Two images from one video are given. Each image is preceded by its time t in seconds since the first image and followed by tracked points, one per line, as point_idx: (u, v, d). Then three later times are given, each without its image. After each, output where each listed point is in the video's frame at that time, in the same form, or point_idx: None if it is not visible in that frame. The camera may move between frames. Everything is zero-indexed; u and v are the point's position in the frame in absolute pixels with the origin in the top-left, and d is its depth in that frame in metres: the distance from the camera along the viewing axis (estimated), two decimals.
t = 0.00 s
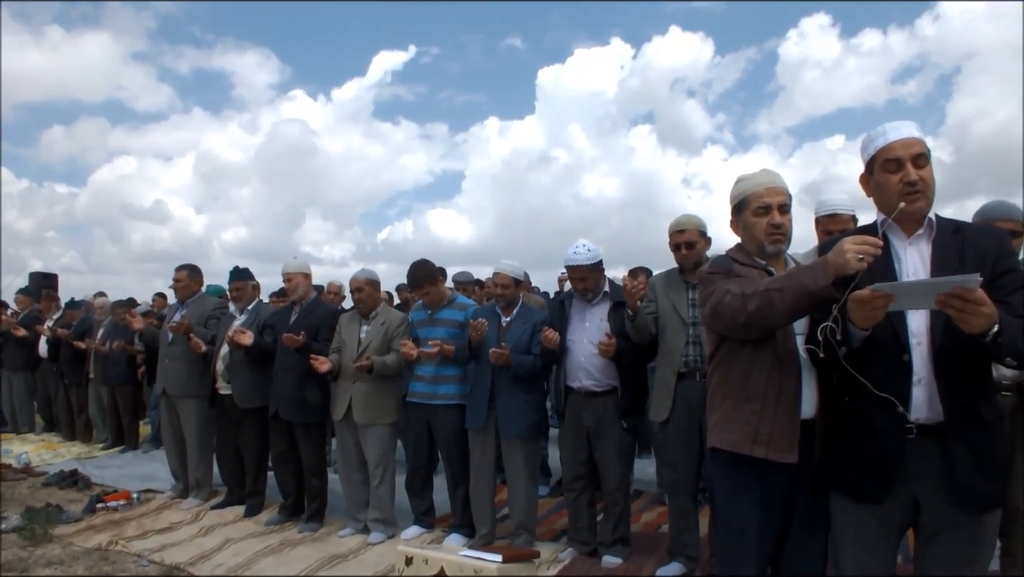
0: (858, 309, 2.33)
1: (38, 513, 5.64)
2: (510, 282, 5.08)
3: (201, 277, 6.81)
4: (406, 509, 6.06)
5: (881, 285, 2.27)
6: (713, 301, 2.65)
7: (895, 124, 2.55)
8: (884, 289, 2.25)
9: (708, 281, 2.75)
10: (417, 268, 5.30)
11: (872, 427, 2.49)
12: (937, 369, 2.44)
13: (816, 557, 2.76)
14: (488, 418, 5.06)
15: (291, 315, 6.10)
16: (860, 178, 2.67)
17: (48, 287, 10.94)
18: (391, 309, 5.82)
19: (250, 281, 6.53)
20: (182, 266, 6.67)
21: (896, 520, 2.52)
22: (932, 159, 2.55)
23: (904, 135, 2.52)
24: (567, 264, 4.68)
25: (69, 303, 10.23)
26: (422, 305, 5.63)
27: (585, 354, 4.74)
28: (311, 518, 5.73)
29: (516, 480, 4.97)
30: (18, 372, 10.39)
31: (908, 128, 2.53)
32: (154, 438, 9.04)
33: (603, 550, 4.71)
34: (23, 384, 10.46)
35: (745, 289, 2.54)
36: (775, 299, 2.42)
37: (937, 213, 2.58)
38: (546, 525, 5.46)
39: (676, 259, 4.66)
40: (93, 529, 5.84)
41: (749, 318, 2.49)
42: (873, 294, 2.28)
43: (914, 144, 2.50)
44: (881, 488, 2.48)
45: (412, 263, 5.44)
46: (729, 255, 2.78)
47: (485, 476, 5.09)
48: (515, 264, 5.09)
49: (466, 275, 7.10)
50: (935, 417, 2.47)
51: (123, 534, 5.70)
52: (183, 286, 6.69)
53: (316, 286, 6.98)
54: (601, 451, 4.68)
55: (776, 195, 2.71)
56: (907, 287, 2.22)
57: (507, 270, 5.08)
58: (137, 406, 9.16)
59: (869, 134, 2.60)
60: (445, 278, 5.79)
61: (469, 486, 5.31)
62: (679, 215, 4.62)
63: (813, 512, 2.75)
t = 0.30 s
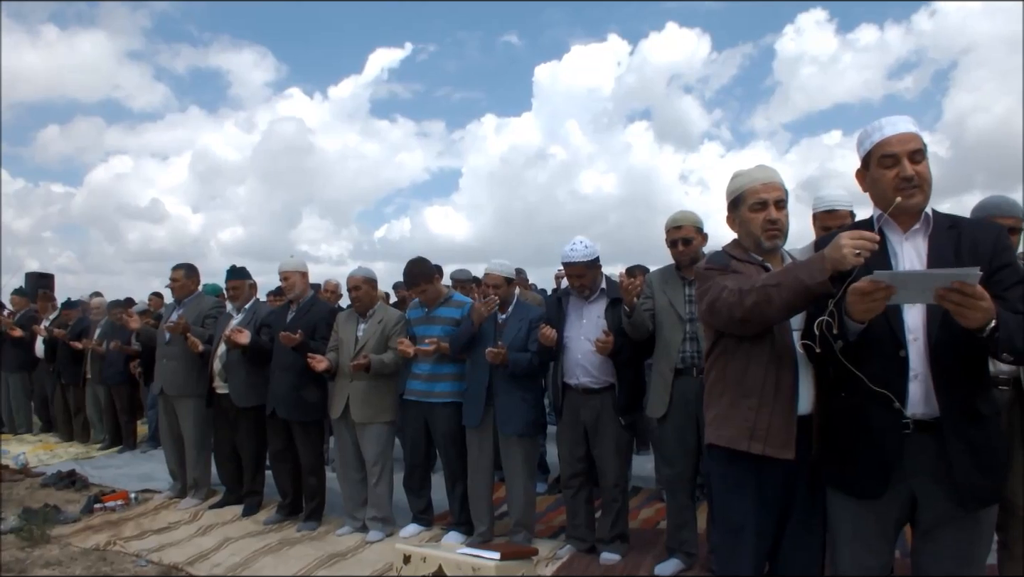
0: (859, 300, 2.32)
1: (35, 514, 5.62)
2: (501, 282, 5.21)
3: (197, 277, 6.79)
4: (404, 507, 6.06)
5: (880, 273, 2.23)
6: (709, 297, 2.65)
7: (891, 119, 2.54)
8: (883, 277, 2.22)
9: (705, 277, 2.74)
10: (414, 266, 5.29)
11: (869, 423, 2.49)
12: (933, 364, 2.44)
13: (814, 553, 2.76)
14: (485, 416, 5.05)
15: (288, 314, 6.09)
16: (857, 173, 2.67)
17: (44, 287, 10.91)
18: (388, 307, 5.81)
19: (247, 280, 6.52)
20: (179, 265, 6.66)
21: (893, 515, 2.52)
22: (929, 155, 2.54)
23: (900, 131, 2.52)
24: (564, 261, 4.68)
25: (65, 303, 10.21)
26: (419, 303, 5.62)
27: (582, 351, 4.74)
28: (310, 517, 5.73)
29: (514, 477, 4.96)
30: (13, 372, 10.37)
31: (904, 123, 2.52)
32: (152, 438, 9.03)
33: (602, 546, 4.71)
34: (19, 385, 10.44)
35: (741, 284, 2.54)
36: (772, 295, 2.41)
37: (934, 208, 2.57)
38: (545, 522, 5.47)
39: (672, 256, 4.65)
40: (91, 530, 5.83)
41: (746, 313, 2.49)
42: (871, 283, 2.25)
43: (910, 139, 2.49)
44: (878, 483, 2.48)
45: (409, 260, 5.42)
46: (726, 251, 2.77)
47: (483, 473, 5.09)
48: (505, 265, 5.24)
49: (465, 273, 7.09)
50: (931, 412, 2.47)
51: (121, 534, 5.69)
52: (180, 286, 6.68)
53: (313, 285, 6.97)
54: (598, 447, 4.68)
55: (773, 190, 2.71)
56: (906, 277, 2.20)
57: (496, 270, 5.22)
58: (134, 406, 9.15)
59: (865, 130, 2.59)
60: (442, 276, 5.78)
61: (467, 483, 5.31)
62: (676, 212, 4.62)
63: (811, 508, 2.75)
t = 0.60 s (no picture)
0: (851, 292, 2.30)
1: (26, 517, 5.61)
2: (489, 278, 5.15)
3: (190, 274, 6.77)
4: (399, 503, 6.06)
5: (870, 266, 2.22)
6: (702, 291, 2.64)
7: (883, 111, 2.54)
8: (873, 269, 2.21)
9: (697, 270, 2.73)
10: (407, 261, 5.28)
11: (860, 414, 2.49)
12: (924, 355, 2.44)
13: (808, 544, 2.76)
14: (480, 411, 5.05)
15: (282, 310, 6.07)
16: (849, 165, 2.66)
17: (35, 286, 10.87)
18: (382, 303, 5.80)
19: (240, 276, 6.50)
20: (172, 262, 6.64)
21: (885, 505, 2.52)
22: (921, 147, 2.53)
23: (892, 122, 2.51)
24: (558, 255, 4.67)
25: (56, 302, 10.19)
26: (412, 298, 5.61)
27: (576, 345, 4.73)
28: (305, 514, 5.73)
29: (509, 473, 4.97)
30: (4, 372, 10.33)
31: (896, 115, 2.52)
32: (145, 437, 9.01)
33: (597, 540, 4.71)
34: (10, 385, 10.41)
35: (734, 278, 2.53)
36: (764, 288, 2.40)
37: (925, 200, 2.57)
38: (540, 516, 5.47)
39: (666, 249, 4.65)
40: (83, 531, 5.82)
41: (738, 307, 2.48)
42: (861, 275, 2.24)
43: (902, 131, 2.49)
44: (869, 474, 2.48)
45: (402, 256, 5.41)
46: (718, 244, 2.76)
47: (478, 469, 5.09)
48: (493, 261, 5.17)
49: (459, 268, 7.08)
50: (923, 403, 2.47)
51: (114, 535, 5.68)
52: (173, 283, 6.66)
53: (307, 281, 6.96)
54: (593, 442, 4.68)
55: (765, 182, 2.70)
56: (896, 270, 2.19)
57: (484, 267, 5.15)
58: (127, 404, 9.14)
59: (857, 121, 2.59)
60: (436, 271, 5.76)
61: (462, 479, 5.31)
62: (669, 205, 4.61)
63: (803, 499, 2.75)
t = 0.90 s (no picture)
0: (809, 283, 2.33)
1: None
2: (450, 278, 5.01)
3: (152, 272, 6.63)
4: (365, 501, 6.02)
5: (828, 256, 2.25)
6: (663, 286, 2.65)
7: (839, 107, 2.57)
8: (832, 259, 2.23)
9: (658, 265, 2.75)
10: (370, 257, 5.23)
11: (818, 404, 2.53)
12: (880, 346, 2.49)
13: (770, 533, 2.80)
14: (445, 408, 5.03)
15: (243, 308, 5.97)
16: (807, 159, 2.69)
17: None
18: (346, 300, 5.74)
19: (201, 274, 6.38)
20: (132, 260, 6.50)
21: (844, 494, 2.57)
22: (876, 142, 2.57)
23: (848, 118, 2.55)
24: (521, 251, 4.67)
25: (9, 302, 9.91)
26: (376, 295, 5.56)
27: (541, 341, 4.74)
28: (269, 514, 5.66)
29: (475, 469, 4.96)
30: None
31: (852, 110, 2.55)
32: (104, 439, 8.82)
33: (563, 535, 4.73)
34: None
35: (694, 272, 2.55)
36: (724, 282, 2.42)
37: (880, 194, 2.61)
38: (507, 512, 5.47)
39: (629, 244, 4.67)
40: (39, 537, 5.67)
41: (698, 301, 2.50)
42: (820, 266, 2.27)
43: (858, 126, 2.53)
44: (827, 464, 2.52)
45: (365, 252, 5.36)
46: (679, 239, 2.78)
47: (443, 466, 5.07)
48: (452, 259, 5.00)
49: (424, 264, 7.04)
50: (879, 393, 2.51)
51: (71, 540, 5.55)
52: (133, 282, 6.52)
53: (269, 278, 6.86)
54: (558, 437, 4.69)
55: (724, 177, 2.72)
56: (854, 260, 2.22)
57: (444, 267, 5.00)
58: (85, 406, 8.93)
59: (814, 117, 2.62)
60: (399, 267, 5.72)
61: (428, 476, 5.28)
62: (632, 201, 4.63)
63: (764, 489, 2.78)
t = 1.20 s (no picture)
0: (778, 280, 2.33)
1: None
2: (415, 278, 4.99)
3: (116, 272, 6.49)
4: (335, 502, 5.95)
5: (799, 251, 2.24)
6: (631, 283, 2.64)
7: (805, 104, 2.58)
8: (804, 255, 2.22)
9: (626, 262, 2.74)
10: (338, 256, 5.16)
11: (784, 400, 2.54)
12: (845, 341, 2.50)
13: (738, 529, 2.81)
14: (415, 407, 4.98)
15: (208, 308, 5.87)
16: (773, 156, 2.69)
17: None
18: (314, 299, 5.66)
19: (165, 274, 6.25)
20: (97, 259, 6.35)
21: (810, 489, 2.58)
22: (842, 139, 2.58)
23: (814, 115, 2.56)
24: (489, 248, 4.64)
25: None
26: (344, 293, 5.49)
27: (510, 339, 4.72)
28: (236, 518, 5.57)
29: (445, 469, 4.92)
30: None
31: (817, 108, 2.56)
32: (66, 443, 8.62)
33: (535, 533, 4.71)
34: None
35: (661, 269, 2.54)
36: (691, 279, 2.42)
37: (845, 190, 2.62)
38: (478, 511, 5.44)
39: (598, 242, 4.66)
40: None
41: (666, 298, 2.49)
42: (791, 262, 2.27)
43: (824, 124, 2.53)
44: (794, 459, 2.53)
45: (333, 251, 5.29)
46: (647, 235, 2.77)
47: (414, 465, 5.03)
48: (416, 260, 4.98)
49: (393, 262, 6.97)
50: (845, 389, 2.53)
51: (31, 548, 5.41)
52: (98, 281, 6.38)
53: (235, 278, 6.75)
54: (529, 435, 4.68)
55: (691, 173, 2.72)
56: (826, 255, 2.22)
57: (407, 268, 4.97)
58: (45, 409, 8.72)
59: (780, 114, 2.63)
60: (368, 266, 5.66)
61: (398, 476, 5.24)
62: (601, 198, 4.62)
63: (732, 485, 2.79)
